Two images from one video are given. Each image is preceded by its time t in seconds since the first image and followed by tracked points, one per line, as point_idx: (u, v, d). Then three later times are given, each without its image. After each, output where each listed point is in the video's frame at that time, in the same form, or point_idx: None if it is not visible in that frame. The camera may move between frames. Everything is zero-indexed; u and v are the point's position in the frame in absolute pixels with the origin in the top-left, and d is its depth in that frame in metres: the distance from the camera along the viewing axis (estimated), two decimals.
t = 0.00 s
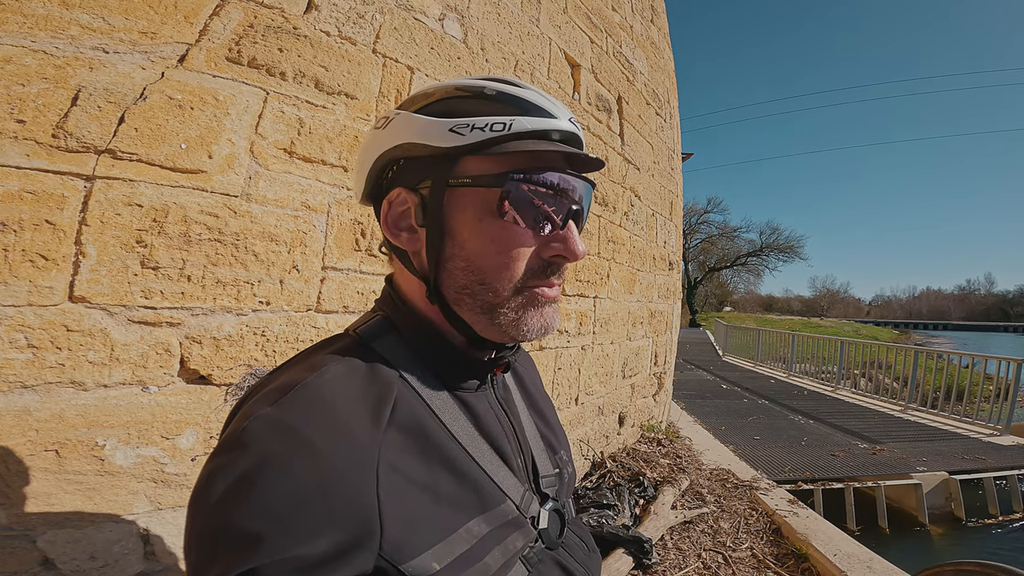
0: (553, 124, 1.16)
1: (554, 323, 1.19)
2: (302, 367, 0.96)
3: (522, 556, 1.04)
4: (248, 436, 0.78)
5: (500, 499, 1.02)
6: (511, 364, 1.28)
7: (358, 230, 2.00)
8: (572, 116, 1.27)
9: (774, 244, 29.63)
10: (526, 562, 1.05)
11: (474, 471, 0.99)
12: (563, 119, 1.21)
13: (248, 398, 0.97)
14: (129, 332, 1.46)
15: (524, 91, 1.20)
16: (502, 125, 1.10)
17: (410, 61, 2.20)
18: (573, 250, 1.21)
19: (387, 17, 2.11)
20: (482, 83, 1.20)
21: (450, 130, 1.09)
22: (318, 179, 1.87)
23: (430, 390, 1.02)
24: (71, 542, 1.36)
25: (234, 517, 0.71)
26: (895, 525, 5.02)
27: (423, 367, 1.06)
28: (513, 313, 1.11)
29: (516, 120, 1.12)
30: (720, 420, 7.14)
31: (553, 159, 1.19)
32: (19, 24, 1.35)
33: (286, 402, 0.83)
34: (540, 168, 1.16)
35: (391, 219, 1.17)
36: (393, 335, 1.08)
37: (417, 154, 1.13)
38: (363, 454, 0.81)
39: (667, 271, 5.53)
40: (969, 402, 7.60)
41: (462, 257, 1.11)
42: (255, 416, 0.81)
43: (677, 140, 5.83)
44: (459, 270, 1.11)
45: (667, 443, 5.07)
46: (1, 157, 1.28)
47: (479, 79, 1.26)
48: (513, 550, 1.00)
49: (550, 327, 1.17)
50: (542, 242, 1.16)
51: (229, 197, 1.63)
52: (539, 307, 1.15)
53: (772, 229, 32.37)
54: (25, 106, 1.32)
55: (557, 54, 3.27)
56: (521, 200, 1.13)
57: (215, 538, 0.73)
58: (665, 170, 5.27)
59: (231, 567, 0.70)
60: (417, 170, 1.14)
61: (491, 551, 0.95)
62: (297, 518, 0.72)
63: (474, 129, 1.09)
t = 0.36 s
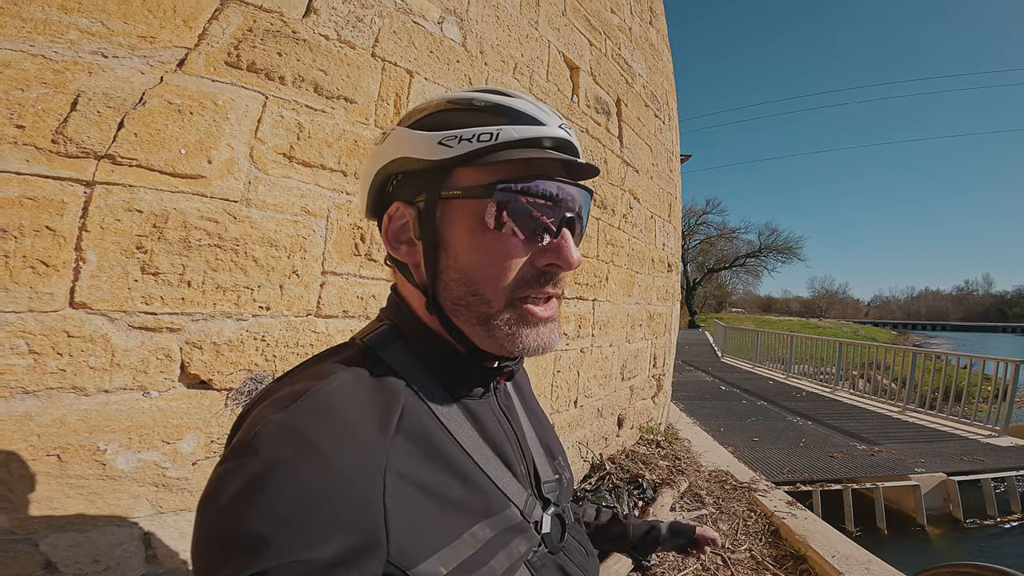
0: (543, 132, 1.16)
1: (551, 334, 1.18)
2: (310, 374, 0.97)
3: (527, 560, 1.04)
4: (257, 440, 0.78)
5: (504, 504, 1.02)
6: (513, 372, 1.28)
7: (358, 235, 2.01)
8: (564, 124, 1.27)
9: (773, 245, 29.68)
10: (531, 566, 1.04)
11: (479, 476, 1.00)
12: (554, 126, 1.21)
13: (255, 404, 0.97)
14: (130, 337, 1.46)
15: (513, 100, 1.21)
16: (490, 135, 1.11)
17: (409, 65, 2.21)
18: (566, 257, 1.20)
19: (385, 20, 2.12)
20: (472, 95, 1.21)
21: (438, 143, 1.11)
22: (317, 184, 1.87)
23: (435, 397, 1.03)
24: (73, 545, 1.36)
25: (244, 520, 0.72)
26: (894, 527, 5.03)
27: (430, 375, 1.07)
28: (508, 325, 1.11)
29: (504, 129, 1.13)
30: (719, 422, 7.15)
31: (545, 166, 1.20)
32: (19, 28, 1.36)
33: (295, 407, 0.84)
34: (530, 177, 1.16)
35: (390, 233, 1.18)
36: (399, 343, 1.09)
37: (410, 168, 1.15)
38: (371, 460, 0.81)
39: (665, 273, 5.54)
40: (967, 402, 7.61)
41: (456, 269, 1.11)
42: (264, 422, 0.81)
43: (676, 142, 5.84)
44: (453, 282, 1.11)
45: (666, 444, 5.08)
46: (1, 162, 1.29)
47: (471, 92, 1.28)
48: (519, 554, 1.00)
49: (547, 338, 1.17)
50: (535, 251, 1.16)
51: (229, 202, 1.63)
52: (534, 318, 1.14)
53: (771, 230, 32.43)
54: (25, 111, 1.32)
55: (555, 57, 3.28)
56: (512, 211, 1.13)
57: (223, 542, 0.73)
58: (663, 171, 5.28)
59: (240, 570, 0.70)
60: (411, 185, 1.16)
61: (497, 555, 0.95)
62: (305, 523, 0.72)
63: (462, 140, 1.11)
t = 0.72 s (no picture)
0: (536, 130, 1.17)
1: (545, 329, 1.18)
2: (292, 376, 0.95)
3: (519, 561, 1.04)
4: (237, 446, 0.77)
5: (495, 505, 1.01)
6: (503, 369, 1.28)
7: (348, 234, 1.99)
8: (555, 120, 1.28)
9: (762, 244, 29.96)
10: (523, 567, 1.04)
11: (468, 477, 0.99)
12: (548, 123, 1.22)
13: (236, 407, 0.96)
14: (115, 339, 1.43)
15: (505, 97, 1.20)
16: (486, 133, 1.10)
17: (400, 63, 2.20)
18: (562, 255, 1.20)
19: (376, 18, 2.10)
20: (462, 90, 1.19)
21: (433, 140, 1.09)
22: (306, 183, 1.85)
23: (422, 398, 1.02)
24: (62, 550, 1.32)
25: (225, 527, 0.70)
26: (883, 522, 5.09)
27: (414, 373, 1.06)
28: (505, 323, 1.11)
29: (500, 127, 1.13)
30: (710, 419, 7.20)
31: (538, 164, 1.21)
32: None
33: (276, 411, 0.82)
34: (525, 175, 1.16)
35: (378, 231, 1.16)
36: (383, 343, 1.08)
37: (402, 165, 1.13)
38: (356, 462, 0.81)
39: (657, 271, 5.57)
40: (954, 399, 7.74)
41: (451, 268, 1.10)
42: (245, 426, 0.80)
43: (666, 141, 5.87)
44: (449, 281, 1.10)
45: (659, 442, 5.10)
46: None
47: (460, 86, 1.26)
48: (511, 555, 1.00)
49: (541, 333, 1.17)
50: (531, 249, 1.16)
51: (216, 201, 1.61)
52: (530, 315, 1.14)
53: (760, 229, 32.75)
54: (5, 109, 1.29)
55: (546, 56, 3.28)
56: (507, 208, 1.12)
57: (205, 549, 0.72)
58: (654, 170, 5.31)
59: None
60: (401, 181, 1.14)
61: (489, 557, 0.95)
62: (289, 528, 0.71)
63: (457, 138, 1.09)
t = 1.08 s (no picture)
0: (512, 108, 1.16)
1: (532, 311, 1.18)
2: (285, 369, 0.95)
3: (517, 550, 1.04)
4: (232, 441, 0.77)
5: (493, 495, 1.02)
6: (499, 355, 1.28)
7: (344, 229, 1.99)
8: (535, 99, 1.27)
9: (756, 242, 30.12)
10: (521, 556, 1.05)
11: (465, 467, 0.99)
12: (525, 101, 1.21)
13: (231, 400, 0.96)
14: (111, 334, 1.43)
15: (479, 79, 1.20)
16: (459, 114, 1.10)
17: (396, 59, 2.20)
18: (545, 236, 1.20)
19: (372, 14, 2.10)
20: (437, 74, 1.19)
21: (405, 125, 1.10)
22: (303, 178, 1.85)
23: (416, 388, 1.02)
24: (59, 549, 1.28)
25: (224, 523, 0.72)
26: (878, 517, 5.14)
27: (408, 363, 1.06)
28: (489, 306, 1.11)
29: (472, 107, 1.12)
30: (706, 416, 7.23)
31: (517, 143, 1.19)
32: None
33: (270, 406, 0.82)
34: (502, 155, 1.16)
35: (358, 220, 1.17)
36: (377, 333, 1.08)
37: (378, 151, 1.13)
38: (351, 455, 0.81)
39: (652, 268, 5.59)
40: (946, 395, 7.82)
41: (431, 254, 1.11)
42: (239, 421, 0.80)
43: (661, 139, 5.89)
44: (429, 267, 1.11)
45: (655, 438, 5.13)
46: None
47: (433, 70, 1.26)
48: (508, 545, 1.01)
49: (528, 315, 1.17)
50: (513, 231, 1.16)
51: (212, 196, 1.61)
52: (514, 299, 1.14)
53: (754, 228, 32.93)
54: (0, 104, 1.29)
55: (541, 53, 3.28)
56: (488, 192, 1.13)
57: (205, 544, 0.73)
58: (648, 167, 5.33)
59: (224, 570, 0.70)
60: (378, 168, 1.14)
61: (486, 548, 0.96)
62: (286, 521, 0.73)
63: (430, 121, 1.09)
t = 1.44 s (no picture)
0: (459, 110, 1.11)
1: (499, 323, 1.09)
2: (282, 373, 0.93)
3: (512, 560, 1.00)
4: (226, 442, 0.74)
5: (487, 503, 0.97)
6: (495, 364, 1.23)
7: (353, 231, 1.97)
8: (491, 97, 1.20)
9: (777, 240, 29.51)
10: (516, 566, 1.00)
11: (459, 474, 0.95)
12: (472, 102, 1.15)
13: (229, 403, 0.94)
14: (117, 338, 1.42)
15: (429, 85, 1.17)
16: (398, 124, 1.08)
17: (404, 58, 2.16)
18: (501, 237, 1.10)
19: (379, 13, 2.07)
20: (393, 88, 1.20)
21: (356, 141, 1.12)
22: (309, 180, 1.83)
23: (409, 394, 0.98)
24: (67, 549, 1.30)
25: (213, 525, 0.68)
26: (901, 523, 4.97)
27: (403, 372, 1.02)
28: (446, 316, 1.04)
29: (412, 115, 1.09)
30: (724, 418, 7.09)
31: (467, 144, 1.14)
32: None
33: (265, 407, 0.80)
34: (447, 158, 1.09)
35: (342, 234, 1.19)
36: (370, 342, 1.05)
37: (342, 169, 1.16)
38: (345, 458, 0.78)
39: (669, 268, 5.48)
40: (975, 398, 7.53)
41: (388, 263, 1.07)
42: (233, 422, 0.78)
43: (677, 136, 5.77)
44: (387, 277, 1.07)
45: (671, 441, 5.04)
46: None
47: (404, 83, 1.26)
48: (503, 554, 0.96)
49: (494, 330, 1.09)
50: (465, 235, 1.08)
51: (218, 199, 1.59)
52: (473, 306, 1.06)
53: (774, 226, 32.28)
54: (5, 109, 1.29)
55: (554, 51, 3.22)
56: (434, 196, 1.06)
57: (195, 547, 0.70)
58: (665, 165, 5.22)
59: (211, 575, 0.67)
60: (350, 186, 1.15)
61: (478, 556, 0.91)
62: (278, 524, 0.69)
63: (373, 135, 1.09)
